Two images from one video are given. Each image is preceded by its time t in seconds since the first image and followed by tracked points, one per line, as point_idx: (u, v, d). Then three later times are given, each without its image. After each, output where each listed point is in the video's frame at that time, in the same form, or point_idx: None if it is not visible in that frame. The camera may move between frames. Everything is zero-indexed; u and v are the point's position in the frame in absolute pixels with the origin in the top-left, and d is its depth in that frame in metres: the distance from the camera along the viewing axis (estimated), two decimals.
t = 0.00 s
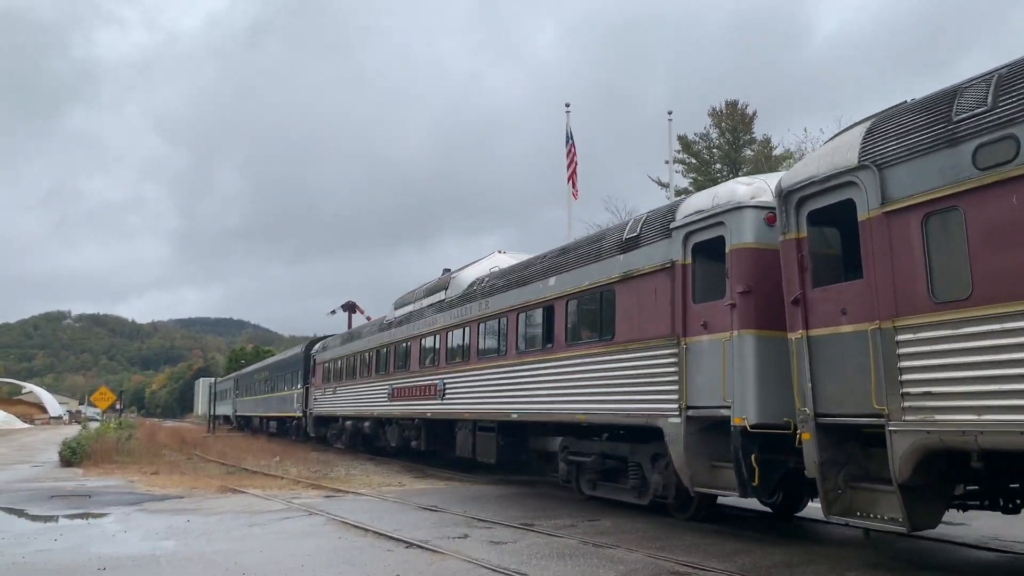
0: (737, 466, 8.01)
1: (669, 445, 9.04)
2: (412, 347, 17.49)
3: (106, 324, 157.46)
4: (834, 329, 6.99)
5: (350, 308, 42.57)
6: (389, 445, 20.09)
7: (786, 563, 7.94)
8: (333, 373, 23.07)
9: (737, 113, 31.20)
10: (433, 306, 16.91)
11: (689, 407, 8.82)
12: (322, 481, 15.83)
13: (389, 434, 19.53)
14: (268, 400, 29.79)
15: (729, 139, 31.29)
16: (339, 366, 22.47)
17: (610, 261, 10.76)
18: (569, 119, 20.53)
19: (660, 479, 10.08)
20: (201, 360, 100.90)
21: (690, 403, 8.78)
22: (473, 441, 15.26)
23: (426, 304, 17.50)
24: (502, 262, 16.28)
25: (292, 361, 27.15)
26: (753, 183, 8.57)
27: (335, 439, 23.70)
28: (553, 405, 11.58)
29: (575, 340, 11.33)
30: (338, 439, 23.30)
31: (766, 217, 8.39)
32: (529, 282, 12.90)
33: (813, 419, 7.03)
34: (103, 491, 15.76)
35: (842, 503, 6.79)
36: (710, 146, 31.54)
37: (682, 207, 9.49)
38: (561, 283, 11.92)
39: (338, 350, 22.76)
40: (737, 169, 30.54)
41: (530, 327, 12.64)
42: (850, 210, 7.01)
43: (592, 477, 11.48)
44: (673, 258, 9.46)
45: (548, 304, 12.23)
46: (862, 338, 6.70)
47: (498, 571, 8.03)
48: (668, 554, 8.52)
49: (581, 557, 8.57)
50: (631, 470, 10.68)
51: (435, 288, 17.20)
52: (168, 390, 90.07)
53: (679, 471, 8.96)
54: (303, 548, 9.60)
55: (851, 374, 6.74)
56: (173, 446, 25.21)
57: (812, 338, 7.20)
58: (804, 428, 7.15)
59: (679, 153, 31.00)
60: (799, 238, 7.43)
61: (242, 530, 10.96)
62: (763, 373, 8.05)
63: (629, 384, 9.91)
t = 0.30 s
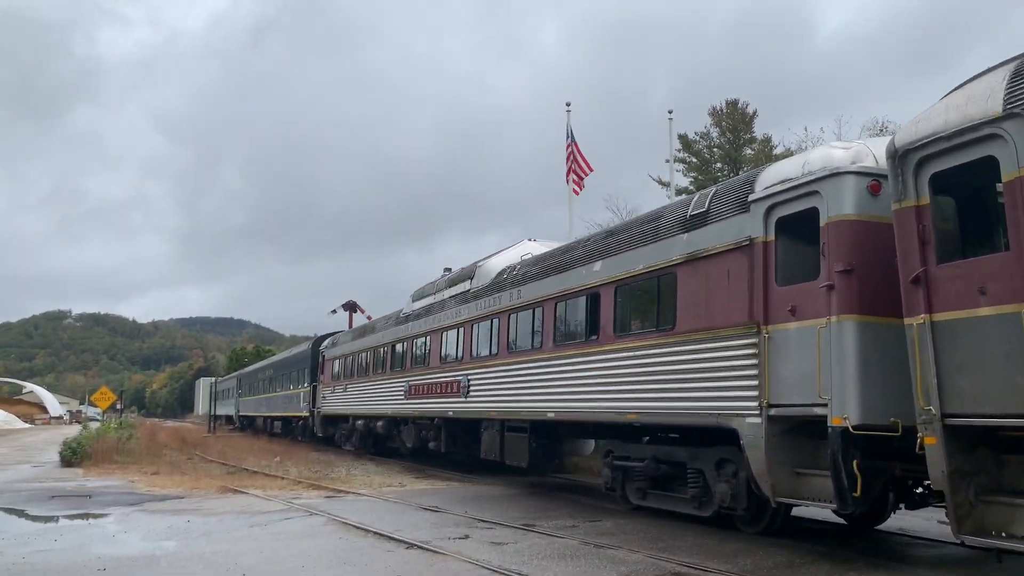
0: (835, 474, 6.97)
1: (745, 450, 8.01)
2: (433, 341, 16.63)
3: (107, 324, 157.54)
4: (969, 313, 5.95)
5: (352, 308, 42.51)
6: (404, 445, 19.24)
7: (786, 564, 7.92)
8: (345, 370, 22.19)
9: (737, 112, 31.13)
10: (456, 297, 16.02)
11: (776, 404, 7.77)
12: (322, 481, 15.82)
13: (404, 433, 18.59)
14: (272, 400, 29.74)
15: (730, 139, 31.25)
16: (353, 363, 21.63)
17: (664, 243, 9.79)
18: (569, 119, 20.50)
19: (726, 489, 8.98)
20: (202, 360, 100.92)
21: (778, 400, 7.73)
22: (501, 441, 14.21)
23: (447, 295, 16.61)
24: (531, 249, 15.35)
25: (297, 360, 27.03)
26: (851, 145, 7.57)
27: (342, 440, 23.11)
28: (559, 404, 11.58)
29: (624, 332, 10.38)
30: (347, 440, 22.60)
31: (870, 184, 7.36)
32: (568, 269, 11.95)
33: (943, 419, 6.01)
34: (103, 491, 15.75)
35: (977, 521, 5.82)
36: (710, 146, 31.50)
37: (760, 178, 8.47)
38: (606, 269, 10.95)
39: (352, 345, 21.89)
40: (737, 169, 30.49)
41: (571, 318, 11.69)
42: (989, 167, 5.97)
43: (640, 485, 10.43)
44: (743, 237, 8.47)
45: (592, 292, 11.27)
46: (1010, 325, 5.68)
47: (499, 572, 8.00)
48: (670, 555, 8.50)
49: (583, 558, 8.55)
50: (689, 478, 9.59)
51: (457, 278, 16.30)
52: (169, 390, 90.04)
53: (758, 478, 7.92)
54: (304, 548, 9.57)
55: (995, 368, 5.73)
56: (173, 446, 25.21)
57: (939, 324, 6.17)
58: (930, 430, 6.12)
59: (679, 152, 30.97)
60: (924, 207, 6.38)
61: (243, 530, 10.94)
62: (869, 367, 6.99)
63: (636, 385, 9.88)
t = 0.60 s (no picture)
0: (963, 486, 6.01)
1: (841, 459, 7.02)
2: (452, 337, 15.59)
3: (107, 324, 157.40)
4: None
5: (352, 308, 42.51)
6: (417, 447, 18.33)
7: (785, 563, 7.95)
8: (356, 369, 21.15)
9: (737, 113, 31.15)
10: (479, 289, 14.95)
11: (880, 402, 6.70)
12: (321, 481, 15.82)
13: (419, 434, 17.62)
14: (274, 399, 29.73)
15: (729, 140, 31.28)
16: (363, 362, 20.58)
17: (732, 222, 8.71)
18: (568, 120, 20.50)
19: (808, 499, 7.86)
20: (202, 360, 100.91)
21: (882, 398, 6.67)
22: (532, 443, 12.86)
23: (468, 287, 15.54)
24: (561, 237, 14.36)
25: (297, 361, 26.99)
26: (971, 98, 6.58)
27: (351, 442, 22.25)
28: (559, 405, 11.61)
29: (682, 323, 9.33)
30: (357, 443, 21.72)
31: (999, 144, 6.36)
32: (613, 254, 10.86)
33: None
34: (102, 491, 15.75)
35: None
36: (709, 146, 31.53)
37: (854, 145, 7.43)
38: (659, 253, 9.86)
39: (362, 343, 20.84)
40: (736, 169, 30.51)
41: (615, 309, 10.64)
42: None
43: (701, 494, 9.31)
44: (834, 212, 7.40)
45: (641, 280, 10.19)
46: None
47: (499, 572, 8.00)
48: (670, 555, 8.52)
49: (583, 558, 8.56)
50: (761, 485, 8.50)
51: (478, 269, 15.23)
52: (168, 390, 90.00)
53: (857, 490, 6.90)
54: (304, 548, 9.58)
55: None
56: (174, 446, 25.24)
57: None
58: None
59: (679, 153, 30.99)
60: None
61: (243, 530, 10.94)
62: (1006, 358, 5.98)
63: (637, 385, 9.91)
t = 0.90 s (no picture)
0: None
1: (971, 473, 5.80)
2: (469, 335, 14.34)
3: (105, 325, 157.35)
4: None
5: (350, 310, 42.50)
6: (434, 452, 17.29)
7: (783, 565, 7.94)
8: (365, 371, 20.02)
9: (735, 114, 31.20)
10: (497, 283, 13.62)
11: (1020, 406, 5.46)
12: (319, 483, 15.83)
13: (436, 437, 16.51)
14: (275, 400, 29.70)
15: (727, 142, 31.32)
16: (373, 363, 19.43)
17: (812, 197, 7.39)
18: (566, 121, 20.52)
19: (920, 520, 6.54)
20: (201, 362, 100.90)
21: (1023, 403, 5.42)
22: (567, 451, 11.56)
23: (483, 281, 14.25)
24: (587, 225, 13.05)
25: (296, 362, 26.94)
26: None
27: (360, 445, 21.38)
28: (541, 408, 11.68)
29: (751, 317, 7.99)
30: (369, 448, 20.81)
31: None
32: (657, 240, 9.54)
33: None
34: (101, 492, 15.76)
35: None
36: (708, 148, 31.57)
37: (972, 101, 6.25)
38: (716, 237, 8.54)
39: (372, 342, 19.66)
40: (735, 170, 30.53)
41: (663, 302, 9.34)
42: None
43: (774, 507, 8.09)
44: (951, 180, 6.12)
45: (694, 268, 8.88)
46: None
47: (497, 572, 8.02)
48: (667, 556, 8.54)
49: (580, 559, 8.58)
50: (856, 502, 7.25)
51: (493, 261, 13.93)
52: (167, 391, 90.00)
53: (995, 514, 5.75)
54: (302, 549, 9.60)
55: None
56: (172, 448, 25.23)
57: None
58: None
59: (677, 155, 31.04)
60: None
61: (241, 531, 10.96)
62: None
63: (621, 389, 9.89)
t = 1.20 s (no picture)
0: None
1: None
2: (491, 332, 13.40)
3: (105, 326, 157.42)
4: None
5: (349, 311, 42.52)
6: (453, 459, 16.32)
7: (783, 565, 7.93)
8: (376, 371, 19.09)
9: (736, 114, 31.19)
10: (521, 276, 12.58)
11: None
12: (319, 483, 15.83)
13: (455, 442, 15.54)
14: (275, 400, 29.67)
15: (728, 142, 31.32)
16: (384, 363, 18.49)
17: (923, 163, 6.25)
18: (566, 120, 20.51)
19: None
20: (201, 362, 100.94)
21: None
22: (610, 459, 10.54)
23: (505, 274, 13.25)
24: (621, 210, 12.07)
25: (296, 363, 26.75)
26: None
27: (370, 449, 20.40)
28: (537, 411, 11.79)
29: (839, 309, 6.94)
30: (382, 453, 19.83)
31: None
32: (718, 222, 8.47)
33: None
34: (101, 493, 15.76)
35: None
36: (708, 148, 31.56)
37: None
38: (796, 216, 7.45)
39: (384, 340, 18.70)
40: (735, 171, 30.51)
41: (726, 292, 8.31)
42: None
43: (872, 523, 7.06)
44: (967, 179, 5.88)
45: (762, 253, 7.85)
46: None
47: (496, 573, 8.02)
48: (667, 557, 8.53)
49: (580, 559, 8.58)
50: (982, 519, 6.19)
51: (517, 252, 12.95)
52: (167, 392, 90.00)
53: None
54: (302, 550, 9.59)
55: None
56: (172, 449, 25.18)
57: None
58: None
59: (678, 155, 31.04)
60: None
61: (241, 532, 10.95)
62: None
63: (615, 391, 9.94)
